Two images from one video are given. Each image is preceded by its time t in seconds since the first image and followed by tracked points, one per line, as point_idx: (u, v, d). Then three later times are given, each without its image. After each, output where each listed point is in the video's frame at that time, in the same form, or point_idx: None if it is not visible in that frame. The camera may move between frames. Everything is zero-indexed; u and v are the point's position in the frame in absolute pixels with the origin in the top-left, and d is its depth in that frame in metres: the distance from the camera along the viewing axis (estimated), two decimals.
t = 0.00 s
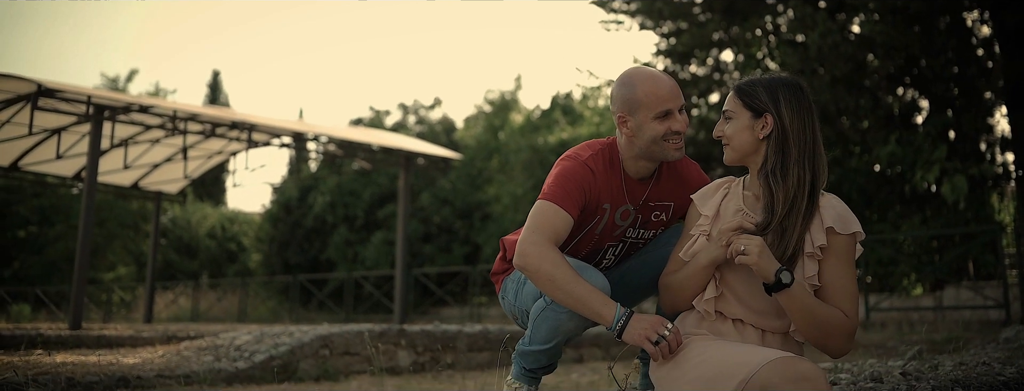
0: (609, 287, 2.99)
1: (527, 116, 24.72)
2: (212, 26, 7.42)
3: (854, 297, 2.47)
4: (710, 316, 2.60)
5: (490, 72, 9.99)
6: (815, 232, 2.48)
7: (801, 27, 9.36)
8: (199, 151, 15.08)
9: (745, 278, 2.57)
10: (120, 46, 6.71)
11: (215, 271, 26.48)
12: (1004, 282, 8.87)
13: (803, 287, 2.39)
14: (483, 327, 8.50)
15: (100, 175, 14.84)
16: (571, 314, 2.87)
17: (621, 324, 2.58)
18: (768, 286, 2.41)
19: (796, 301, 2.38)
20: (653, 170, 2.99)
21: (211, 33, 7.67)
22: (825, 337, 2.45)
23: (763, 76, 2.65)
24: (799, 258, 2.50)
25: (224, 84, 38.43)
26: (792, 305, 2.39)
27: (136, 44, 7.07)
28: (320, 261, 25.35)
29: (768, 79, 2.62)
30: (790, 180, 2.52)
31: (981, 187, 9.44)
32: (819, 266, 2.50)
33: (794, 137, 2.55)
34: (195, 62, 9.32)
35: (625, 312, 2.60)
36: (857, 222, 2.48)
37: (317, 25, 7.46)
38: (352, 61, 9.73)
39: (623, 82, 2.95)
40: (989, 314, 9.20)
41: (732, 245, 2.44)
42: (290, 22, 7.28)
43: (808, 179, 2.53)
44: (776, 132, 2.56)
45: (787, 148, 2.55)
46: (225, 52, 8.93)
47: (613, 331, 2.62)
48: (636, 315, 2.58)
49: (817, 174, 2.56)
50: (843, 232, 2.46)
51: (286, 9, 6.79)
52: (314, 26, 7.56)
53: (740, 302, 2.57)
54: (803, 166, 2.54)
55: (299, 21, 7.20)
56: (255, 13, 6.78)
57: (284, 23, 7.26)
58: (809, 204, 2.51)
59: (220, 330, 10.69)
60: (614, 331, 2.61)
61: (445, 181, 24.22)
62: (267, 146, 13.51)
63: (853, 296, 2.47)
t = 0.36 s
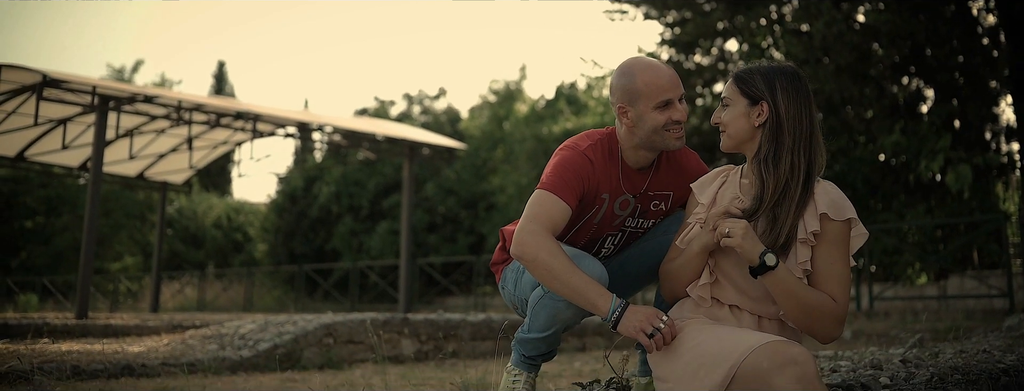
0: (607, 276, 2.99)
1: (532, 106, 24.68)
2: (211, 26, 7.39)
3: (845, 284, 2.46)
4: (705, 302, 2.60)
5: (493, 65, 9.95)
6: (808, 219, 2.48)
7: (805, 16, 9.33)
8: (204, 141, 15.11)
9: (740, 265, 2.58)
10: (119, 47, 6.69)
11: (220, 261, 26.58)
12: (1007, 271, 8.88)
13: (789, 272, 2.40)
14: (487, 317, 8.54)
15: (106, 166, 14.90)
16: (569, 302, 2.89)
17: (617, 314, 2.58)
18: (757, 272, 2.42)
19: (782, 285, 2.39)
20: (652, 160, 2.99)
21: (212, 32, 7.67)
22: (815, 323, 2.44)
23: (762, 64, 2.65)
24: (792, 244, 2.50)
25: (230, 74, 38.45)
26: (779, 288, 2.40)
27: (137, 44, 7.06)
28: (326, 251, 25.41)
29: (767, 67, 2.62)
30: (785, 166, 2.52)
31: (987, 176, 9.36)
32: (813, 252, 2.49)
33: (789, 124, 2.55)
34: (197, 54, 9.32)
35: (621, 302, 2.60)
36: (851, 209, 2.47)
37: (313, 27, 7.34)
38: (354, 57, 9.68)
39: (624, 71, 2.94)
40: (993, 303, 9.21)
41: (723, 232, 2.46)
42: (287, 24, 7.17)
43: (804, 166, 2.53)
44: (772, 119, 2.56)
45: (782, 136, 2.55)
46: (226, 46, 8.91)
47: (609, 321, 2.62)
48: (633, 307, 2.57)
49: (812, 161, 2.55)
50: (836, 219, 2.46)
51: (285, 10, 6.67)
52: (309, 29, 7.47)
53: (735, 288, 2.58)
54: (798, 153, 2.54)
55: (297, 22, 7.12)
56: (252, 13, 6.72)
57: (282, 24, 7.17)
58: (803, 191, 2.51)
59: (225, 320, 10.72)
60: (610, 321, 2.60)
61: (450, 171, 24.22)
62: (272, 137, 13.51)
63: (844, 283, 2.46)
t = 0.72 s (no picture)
0: (605, 263, 3.00)
1: (534, 96, 24.65)
2: (213, 23, 7.38)
3: (835, 270, 2.45)
4: (698, 288, 2.61)
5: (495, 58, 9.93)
6: (800, 204, 2.46)
7: (807, 5, 9.30)
8: (207, 131, 15.11)
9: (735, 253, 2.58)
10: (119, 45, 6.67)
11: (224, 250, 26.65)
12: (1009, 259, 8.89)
13: (778, 258, 2.40)
14: (489, 306, 8.57)
15: (109, 155, 14.90)
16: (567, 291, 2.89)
17: (615, 304, 2.58)
18: (745, 258, 2.43)
19: (770, 270, 2.39)
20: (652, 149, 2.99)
21: (213, 28, 7.66)
22: (804, 309, 2.44)
23: (760, 51, 2.65)
24: (784, 230, 2.50)
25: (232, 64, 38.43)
26: (766, 273, 2.41)
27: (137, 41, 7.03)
28: (329, 240, 25.45)
29: (764, 54, 2.62)
30: (778, 153, 2.52)
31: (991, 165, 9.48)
32: (805, 237, 2.48)
33: (783, 110, 2.54)
34: (197, 47, 9.31)
35: (619, 292, 2.60)
36: (844, 195, 2.46)
37: (315, 26, 7.32)
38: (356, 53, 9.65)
39: (624, 59, 2.94)
40: (995, 291, 9.22)
41: (715, 217, 2.47)
42: (289, 23, 7.14)
43: (797, 152, 2.53)
44: (766, 105, 2.56)
45: (775, 123, 2.55)
46: (227, 41, 8.89)
47: (607, 311, 2.62)
48: (632, 298, 2.56)
49: (807, 148, 2.54)
50: (829, 205, 2.44)
51: (286, 9, 6.55)
52: (310, 29, 7.44)
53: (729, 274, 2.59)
54: (791, 140, 2.54)
55: (298, 22, 7.09)
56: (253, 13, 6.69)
57: (284, 23, 7.14)
58: (796, 177, 2.50)
59: (228, 308, 10.75)
60: (609, 311, 2.60)
61: (453, 160, 24.21)
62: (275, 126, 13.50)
63: (834, 270, 2.45)
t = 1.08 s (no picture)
0: (605, 250, 2.99)
1: (536, 85, 24.63)
2: (213, 21, 7.36)
3: (829, 257, 2.45)
4: (694, 273, 2.62)
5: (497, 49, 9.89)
6: (796, 190, 2.45)
7: None
8: (208, 120, 15.10)
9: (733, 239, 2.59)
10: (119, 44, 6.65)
11: (226, 239, 26.70)
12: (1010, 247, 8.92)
13: (769, 244, 2.40)
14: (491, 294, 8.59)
15: (111, 144, 14.91)
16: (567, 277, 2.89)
17: (615, 292, 2.58)
18: (738, 243, 2.43)
19: (761, 255, 2.39)
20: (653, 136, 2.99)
21: (213, 26, 7.63)
22: (797, 295, 2.44)
23: (760, 37, 2.64)
24: (779, 216, 2.50)
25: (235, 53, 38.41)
26: (758, 259, 2.41)
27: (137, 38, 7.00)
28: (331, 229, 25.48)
29: (765, 40, 2.61)
30: (773, 140, 2.52)
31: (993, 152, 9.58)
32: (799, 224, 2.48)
33: (779, 97, 2.54)
34: (200, 40, 9.30)
35: (620, 281, 2.59)
36: (840, 182, 2.45)
37: (316, 25, 7.27)
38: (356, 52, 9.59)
39: (626, 46, 2.93)
40: (997, 279, 9.23)
41: (710, 203, 2.48)
42: (289, 22, 7.10)
43: (795, 139, 2.52)
44: (763, 92, 2.56)
45: (772, 109, 2.54)
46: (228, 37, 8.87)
47: (607, 298, 2.62)
48: (632, 285, 2.56)
49: (804, 134, 2.54)
50: (824, 191, 2.44)
51: (286, 9, 6.49)
52: (311, 28, 7.41)
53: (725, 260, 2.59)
54: (789, 126, 2.53)
55: (297, 22, 7.06)
56: (253, 13, 6.65)
57: (283, 22, 7.09)
58: (792, 163, 2.50)
59: (231, 296, 10.77)
60: (609, 299, 2.60)
61: (455, 149, 24.19)
62: (278, 115, 13.48)
63: (828, 256, 2.45)
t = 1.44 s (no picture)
0: (605, 241, 2.99)
1: (538, 77, 24.60)
2: (213, 20, 7.28)
3: (828, 247, 2.45)
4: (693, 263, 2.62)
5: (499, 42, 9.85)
6: (794, 180, 2.45)
7: None
8: (209, 113, 15.09)
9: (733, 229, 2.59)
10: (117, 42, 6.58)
11: (227, 231, 26.73)
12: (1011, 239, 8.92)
13: (768, 235, 2.41)
14: (492, 286, 8.58)
15: (112, 137, 14.92)
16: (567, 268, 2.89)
17: (615, 283, 2.57)
18: (736, 233, 2.43)
19: (759, 245, 2.40)
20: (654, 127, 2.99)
21: (213, 25, 7.55)
22: (795, 285, 2.45)
23: (761, 27, 2.63)
24: (777, 206, 2.50)
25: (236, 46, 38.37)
26: (756, 249, 2.41)
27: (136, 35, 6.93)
28: (332, 221, 25.51)
29: (766, 29, 2.61)
30: (772, 130, 2.52)
31: (994, 145, 9.60)
32: (797, 214, 2.48)
33: (779, 87, 2.54)
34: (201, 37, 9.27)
35: (620, 271, 2.59)
36: (840, 172, 2.45)
37: (315, 26, 7.17)
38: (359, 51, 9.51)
39: (627, 36, 2.92)
40: (998, 271, 9.24)
41: (709, 193, 2.49)
42: (288, 23, 6.99)
43: (794, 128, 2.52)
44: (763, 81, 2.56)
45: (772, 99, 2.54)
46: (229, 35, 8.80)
47: (607, 289, 2.62)
48: (632, 276, 2.56)
49: (803, 124, 2.53)
50: (823, 181, 2.43)
51: (285, 9, 6.42)
52: (311, 28, 7.30)
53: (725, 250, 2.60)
54: (789, 115, 2.52)
55: (297, 22, 6.96)
56: (253, 12, 6.58)
57: (282, 22, 6.99)
58: (792, 153, 2.49)
59: (232, 289, 10.78)
60: (609, 291, 2.60)
61: (457, 142, 24.18)
62: (279, 108, 13.47)
63: (826, 247, 2.45)
